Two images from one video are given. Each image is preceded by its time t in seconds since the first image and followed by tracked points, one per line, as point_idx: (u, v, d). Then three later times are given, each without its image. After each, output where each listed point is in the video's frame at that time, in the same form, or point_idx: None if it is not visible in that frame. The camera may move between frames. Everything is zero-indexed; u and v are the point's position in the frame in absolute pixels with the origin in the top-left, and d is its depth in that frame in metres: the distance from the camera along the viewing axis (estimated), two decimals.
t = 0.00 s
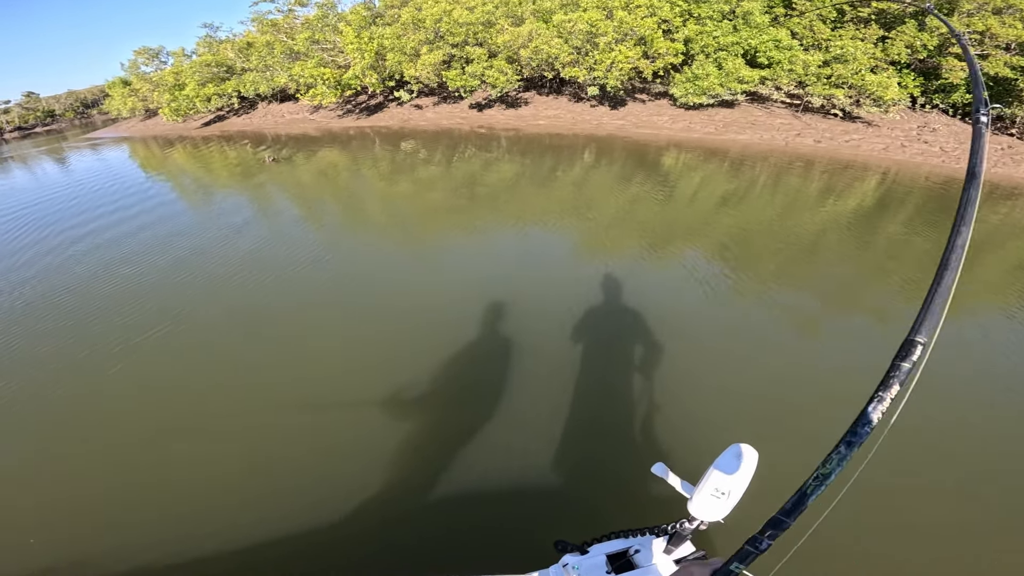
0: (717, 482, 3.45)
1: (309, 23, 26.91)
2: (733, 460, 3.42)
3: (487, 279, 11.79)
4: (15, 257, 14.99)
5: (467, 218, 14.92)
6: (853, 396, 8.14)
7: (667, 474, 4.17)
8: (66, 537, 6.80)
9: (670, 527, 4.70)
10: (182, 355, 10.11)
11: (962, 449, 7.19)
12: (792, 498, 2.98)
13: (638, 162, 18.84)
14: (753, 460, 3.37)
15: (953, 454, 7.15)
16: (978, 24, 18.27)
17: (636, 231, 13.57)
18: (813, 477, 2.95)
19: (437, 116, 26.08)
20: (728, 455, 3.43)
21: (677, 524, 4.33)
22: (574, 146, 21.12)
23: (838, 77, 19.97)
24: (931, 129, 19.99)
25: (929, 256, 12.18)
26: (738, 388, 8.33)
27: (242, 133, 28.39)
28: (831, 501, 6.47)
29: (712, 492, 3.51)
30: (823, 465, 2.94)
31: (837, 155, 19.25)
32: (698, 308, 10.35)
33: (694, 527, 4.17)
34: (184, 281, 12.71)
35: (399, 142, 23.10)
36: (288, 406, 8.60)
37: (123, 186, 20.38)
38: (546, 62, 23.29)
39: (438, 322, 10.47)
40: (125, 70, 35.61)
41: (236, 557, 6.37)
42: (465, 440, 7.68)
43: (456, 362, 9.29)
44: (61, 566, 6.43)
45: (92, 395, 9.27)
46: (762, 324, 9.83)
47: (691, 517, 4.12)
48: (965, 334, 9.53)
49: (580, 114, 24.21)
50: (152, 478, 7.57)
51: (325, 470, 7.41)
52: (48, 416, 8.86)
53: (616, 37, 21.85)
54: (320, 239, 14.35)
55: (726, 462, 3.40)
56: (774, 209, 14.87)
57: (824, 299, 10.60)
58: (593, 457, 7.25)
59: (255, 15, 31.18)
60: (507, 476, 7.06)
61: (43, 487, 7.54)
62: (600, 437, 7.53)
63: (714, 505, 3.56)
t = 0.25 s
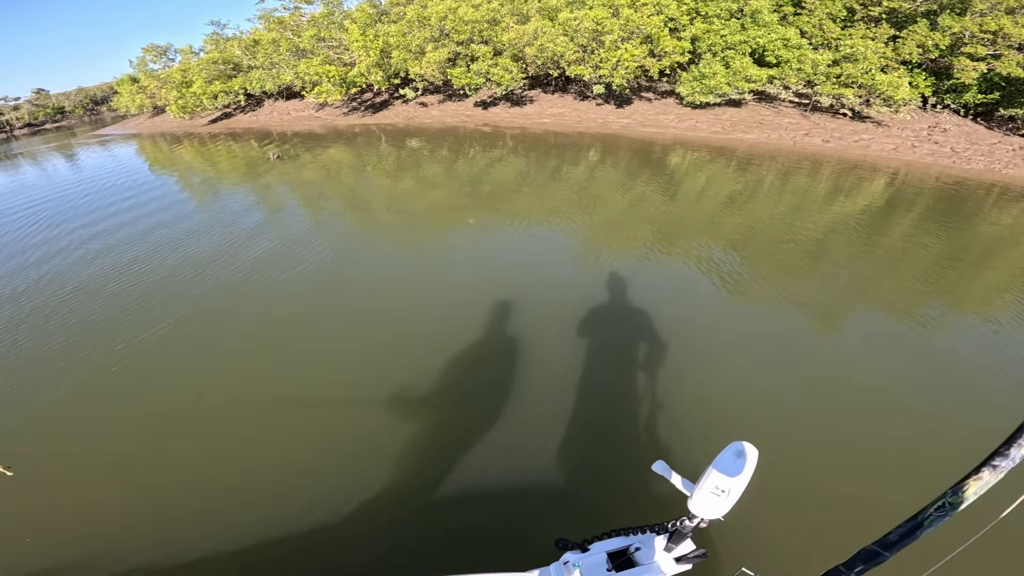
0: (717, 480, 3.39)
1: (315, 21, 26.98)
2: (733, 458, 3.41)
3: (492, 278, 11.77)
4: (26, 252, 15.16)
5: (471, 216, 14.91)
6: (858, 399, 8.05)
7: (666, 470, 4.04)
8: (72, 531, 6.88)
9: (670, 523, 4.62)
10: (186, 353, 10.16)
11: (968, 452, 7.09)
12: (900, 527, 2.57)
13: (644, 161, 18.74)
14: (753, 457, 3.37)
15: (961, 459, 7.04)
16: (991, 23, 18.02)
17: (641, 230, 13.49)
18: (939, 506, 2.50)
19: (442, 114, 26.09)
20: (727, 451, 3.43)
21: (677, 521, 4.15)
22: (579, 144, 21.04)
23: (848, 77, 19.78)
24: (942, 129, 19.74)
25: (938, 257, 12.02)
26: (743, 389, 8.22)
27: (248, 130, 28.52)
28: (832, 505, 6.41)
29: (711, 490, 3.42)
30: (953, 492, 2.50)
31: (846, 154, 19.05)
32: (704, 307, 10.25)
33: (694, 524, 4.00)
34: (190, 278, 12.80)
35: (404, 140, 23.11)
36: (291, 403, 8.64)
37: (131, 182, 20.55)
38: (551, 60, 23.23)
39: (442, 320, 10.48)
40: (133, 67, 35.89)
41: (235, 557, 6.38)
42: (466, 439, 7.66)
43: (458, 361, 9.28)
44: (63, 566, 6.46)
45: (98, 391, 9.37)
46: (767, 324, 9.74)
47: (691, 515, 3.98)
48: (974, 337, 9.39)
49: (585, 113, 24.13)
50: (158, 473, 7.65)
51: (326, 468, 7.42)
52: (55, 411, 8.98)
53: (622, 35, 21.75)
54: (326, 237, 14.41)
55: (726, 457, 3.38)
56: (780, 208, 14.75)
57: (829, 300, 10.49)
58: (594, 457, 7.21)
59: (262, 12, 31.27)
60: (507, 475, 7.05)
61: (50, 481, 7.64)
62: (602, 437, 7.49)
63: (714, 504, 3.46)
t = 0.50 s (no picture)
0: (720, 481, 3.36)
1: (323, 19, 27.09)
2: (737, 458, 3.36)
3: (497, 276, 11.76)
4: (38, 248, 15.36)
5: (477, 215, 14.91)
6: (866, 401, 7.94)
7: (669, 469, 4.03)
8: (80, 523, 6.96)
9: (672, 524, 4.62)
10: (192, 351, 10.21)
11: (978, 456, 6.98)
12: (922, 524, 2.75)
13: (650, 161, 18.66)
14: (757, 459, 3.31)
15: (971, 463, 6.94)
16: (1005, 23, 17.75)
17: (647, 230, 13.43)
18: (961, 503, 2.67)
19: (448, 112, 26.10)
20: (730, 452, 3.37)
21: (678, 521, 4.16)
22: (586, 143, 20.98)
23: (859, 76, 19.56)
24: (954, 130, 19.47)
25: (949, 259, 11.86)
26: (749, 389, 8.15)
27: (256, 127, 28.70)
28: (838, 509, 6.34)
29: (715, 490, 3.40)
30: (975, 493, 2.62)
31: (856, 155, 18.85)
32: (710, 307, 10.18)
33: (696, 524, 4.00)
34: (198, 275, 12.91)
35: (410, 138, 23.15)
36: (297, 399, 8.70)
37: (141, 179, 20.75)
38: (558, 59, 23.17)
39: (448, 319, 10.49)
40: (144, 65, 36.24)
41: (238, 556, 6.40)
42: (468, 438, 7.66)
43: (463, 359, 9.30)
44: (68, 564, 6.50)
45: (107, 385, 9.47)
46: (774, 324, 9.65)
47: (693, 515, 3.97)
48: (986, 340, 9.24)
49: (592, 112, 24.04)
50: (164, 467, 7.72)
51: (329, 466, 7.44)
52: (65, 405, 9.09)
53: (629, 34, 21.65)
54: (332, 235, 14.47)
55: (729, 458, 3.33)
56: (788, 209, 14.62)
57: (837, 301, 10.38)
58: (598, 456, 7.19)
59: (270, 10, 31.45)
60: (509, 474, 7.04)
61: (59, 473, 7.73)
62: (605, 436, 7.47)
63: (719, 503, 3.46)
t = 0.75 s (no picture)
0: (724, 484, 3.33)
1: (333, 18, 27.25)
2: (741, 461, 3.30)
3: (504, 276, 11.73)
4: (53, 243, 15.60)
5: (485, 214, 14.90)
6: (878, 406, 7.80)
7: (671, 471, 3.98)
8: (90, 516, 7.05)
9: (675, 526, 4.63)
10: (201, 349, 10.29)
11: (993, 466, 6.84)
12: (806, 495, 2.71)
13: (660, 161, 18.52)
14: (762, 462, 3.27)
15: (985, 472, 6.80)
16: None
17: (655, 231, 13.32)
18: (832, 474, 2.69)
19: (457, 111, 26.11)
20: (734, 455, 3.31)
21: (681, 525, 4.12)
22: (595, 143, 20.88)
23: (874, 77, 19.24)
24: (972, 132, 19.10)
25: (965, 264, 11.62)
26: (758, 393, 8.03)
27: (266, 125, 28.93)
28: (849, 516, 6.24)
29: (719, 494, 3.37)
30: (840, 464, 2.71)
31: (871, 157, 18.56)
32: (720, 309, 10.06)
33: (699, 528, 3.95)
34: (208, 273, 13.02)
35: (419, 137, 23.19)
36: (304, 396, 8.75)
37: (154, 176, 21.01)
38: (568, 58, 23.08)
39: (454, 318, 10.48)
40: (157, 63, 36.68)
41: (243, 555, 6.40)
42: (473, 438, 7.63)
43: (469, 359, 9.29)
44: (73, 563, 6.49)
45: (118, 380, 9.59)
46: (785, 327, 9.51)
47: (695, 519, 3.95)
48: (1002, 347, 9.04)
49: (601, 111, 23.92)
50: (172, 462, 7.80)
51: (335, 464, 7.45)
52: (77, 399, 9.22)
53: (639, 34, 21.51)
54: (341, 233, 14.53)
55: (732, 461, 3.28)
56: (799, 211, 14.42)
57: (850, 305, 10.21)
58: (603, 457, 7.13)
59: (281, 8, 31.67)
60: (514, 476, 6.99)
61: (70, 466, 7.84)
62: (611, 437, 7.41)
63: (722, 508, 3.43)
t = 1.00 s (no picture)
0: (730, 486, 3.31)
1: (343, 17, 27.41)
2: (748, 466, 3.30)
3: (511, 276, 11.69)
4: (69, 240, 15.88)
5: (493, 214, 14.88)
6: (890, 414, 7.67)
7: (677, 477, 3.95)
8: (99, 511, 7.16)
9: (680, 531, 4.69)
10: (211, 347, 10.38)
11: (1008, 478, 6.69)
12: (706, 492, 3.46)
13: (670, 162, 18.37)
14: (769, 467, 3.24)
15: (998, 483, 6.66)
16: None
17: (664, 232, 13.21)
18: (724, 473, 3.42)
19: (466, 110, 26.13)
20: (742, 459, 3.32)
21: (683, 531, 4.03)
22: (604, 144, 20.78)
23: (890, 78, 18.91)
24: (990, 134, 18.70)
25: (982, 269, 11.37)
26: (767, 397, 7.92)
27: (277, 123, 29.17)
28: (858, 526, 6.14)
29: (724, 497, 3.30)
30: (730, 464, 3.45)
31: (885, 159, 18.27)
32: (730, 311, 9.93)
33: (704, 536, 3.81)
34: (219, 272, 13.18)
35: (428, 136, 23.24)
36: (311, 395, 8.80)
37: (168, 174, 21.29)
38: (577, 58, 22.98)
39: (461, 318, 10.47)
40: (172, 62, 37.14)
41: (248, 552, 6.44)
42: (478, 438, 7.62)
43: (475, 359, 9.27)
44: (79, 562, 6.50)
45: (129, 377, 9.74)
46: (796, 331, 9.37)
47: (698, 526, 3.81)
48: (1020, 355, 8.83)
49: (611, 111, 23.79)
50: (181, 459, 7.89)
51: (340, 463, 7.48)
52: (89, 395, 9.37)
53: (649, 33, 21.36)
54: (350, 233, 14.60)
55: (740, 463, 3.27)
56: (811, 213, 14.22)
57: (862, 309, 10.03)
58: (608, 460, 7.07)
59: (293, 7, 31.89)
60: (518, 479, 6.94)
61: (82, 461, 7.97)
62: (617, 440, 7.35)
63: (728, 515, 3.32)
